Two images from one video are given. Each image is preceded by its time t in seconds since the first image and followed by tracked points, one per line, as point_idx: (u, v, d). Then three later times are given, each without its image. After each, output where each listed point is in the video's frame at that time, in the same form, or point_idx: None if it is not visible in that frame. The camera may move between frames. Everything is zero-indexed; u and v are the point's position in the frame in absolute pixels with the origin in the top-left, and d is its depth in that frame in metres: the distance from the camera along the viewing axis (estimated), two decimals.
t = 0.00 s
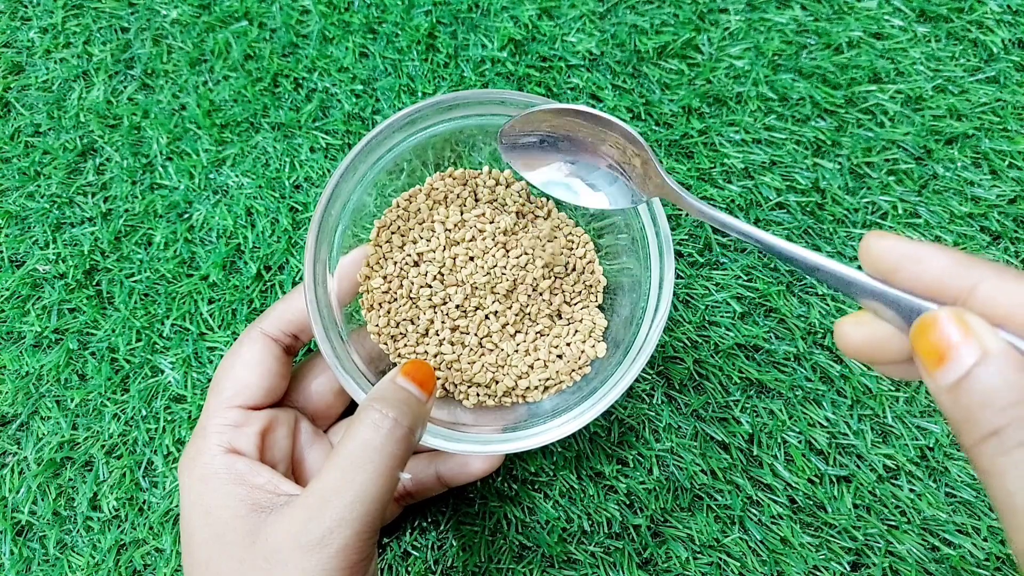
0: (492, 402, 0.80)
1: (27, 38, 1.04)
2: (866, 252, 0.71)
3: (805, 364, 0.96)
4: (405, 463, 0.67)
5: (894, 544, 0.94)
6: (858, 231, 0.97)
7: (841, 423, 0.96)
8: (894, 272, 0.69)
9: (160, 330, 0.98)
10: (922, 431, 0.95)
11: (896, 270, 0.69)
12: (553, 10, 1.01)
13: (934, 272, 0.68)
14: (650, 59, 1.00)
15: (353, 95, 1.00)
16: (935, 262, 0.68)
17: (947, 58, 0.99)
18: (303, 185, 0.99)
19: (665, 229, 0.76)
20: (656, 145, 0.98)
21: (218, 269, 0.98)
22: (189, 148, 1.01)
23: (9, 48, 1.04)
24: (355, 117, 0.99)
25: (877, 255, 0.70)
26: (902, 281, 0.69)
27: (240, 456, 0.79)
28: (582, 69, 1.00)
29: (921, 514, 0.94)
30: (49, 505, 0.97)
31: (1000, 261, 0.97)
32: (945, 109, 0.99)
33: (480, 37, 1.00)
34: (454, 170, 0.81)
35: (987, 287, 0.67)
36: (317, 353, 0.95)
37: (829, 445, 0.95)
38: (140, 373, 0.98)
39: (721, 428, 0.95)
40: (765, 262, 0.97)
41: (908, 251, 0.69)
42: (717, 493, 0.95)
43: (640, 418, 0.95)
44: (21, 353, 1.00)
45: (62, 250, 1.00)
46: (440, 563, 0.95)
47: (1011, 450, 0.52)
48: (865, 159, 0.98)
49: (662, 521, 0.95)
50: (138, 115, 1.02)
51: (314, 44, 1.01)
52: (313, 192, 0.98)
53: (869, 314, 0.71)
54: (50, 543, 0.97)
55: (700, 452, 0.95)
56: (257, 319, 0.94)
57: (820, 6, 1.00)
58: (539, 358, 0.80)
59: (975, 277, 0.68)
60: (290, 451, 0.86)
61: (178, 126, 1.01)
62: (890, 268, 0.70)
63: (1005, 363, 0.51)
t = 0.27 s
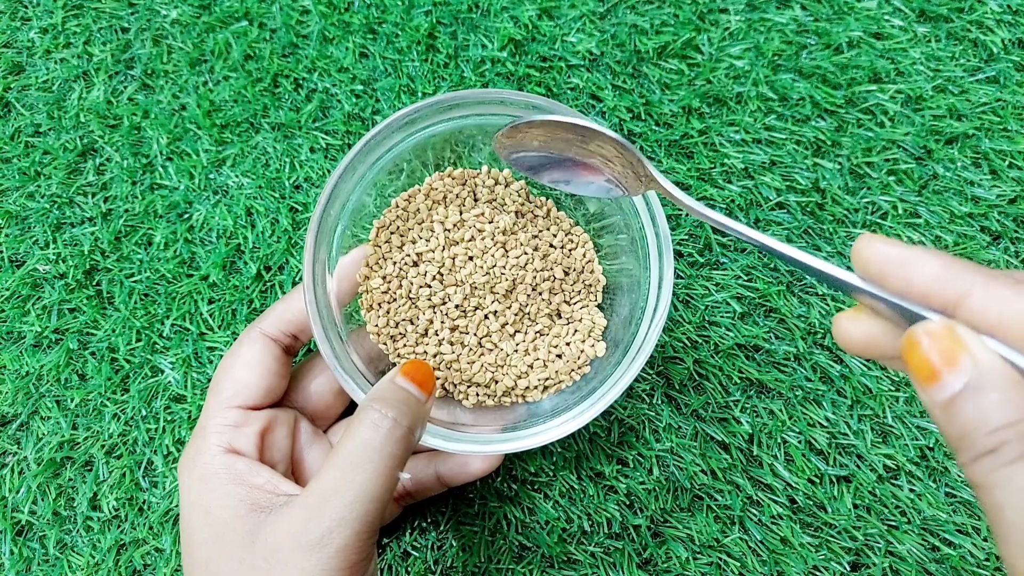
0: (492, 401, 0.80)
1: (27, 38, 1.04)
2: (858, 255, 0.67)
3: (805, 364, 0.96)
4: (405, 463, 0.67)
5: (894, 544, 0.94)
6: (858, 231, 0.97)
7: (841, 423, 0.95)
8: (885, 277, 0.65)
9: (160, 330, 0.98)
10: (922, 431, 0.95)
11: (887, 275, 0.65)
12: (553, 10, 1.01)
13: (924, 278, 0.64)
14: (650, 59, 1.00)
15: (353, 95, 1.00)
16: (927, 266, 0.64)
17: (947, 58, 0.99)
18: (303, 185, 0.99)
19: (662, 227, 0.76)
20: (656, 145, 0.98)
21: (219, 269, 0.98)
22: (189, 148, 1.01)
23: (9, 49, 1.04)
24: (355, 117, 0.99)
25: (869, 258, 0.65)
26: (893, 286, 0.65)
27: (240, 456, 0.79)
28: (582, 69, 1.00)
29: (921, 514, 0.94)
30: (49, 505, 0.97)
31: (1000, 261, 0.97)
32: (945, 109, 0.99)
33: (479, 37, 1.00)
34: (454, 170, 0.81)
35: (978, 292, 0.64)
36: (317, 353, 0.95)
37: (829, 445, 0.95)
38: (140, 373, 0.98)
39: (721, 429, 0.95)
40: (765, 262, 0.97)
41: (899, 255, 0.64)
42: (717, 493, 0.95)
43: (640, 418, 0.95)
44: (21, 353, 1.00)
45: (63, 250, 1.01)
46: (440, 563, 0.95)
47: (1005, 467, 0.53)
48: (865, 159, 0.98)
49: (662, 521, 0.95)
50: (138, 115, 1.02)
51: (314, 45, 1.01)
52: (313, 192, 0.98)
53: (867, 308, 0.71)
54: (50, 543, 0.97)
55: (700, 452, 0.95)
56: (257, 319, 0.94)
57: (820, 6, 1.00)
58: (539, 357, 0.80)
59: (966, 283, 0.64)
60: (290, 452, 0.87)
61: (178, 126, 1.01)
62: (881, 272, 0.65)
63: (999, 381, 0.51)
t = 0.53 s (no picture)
0: (492, 397, 0.80)
1: (26, 38, 1.04)
2: (864, 272, 0.63)
3: (805, 364, 0.96)
4: (406, 463, 0.67)
5: (894, 543, 0.95)
6: (858, 231, 0.97)
7: (841, 423, 0.96)
8: (892, 294, 0.61)
9: (160, 330, 0.98)
10: (922, 431, 0.96)
11: (895, 292, 0.61)
12: (553, 10, 1.01)
13: (932, 295, 0.61)
14: (650, 59, 1.00)
15: (353, 95, 0.99)
16: (935, 282, 0.61)
17: (947, 58, 0.99)
18: (303, 185, 0.99)
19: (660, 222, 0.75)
20: (656, 145, 0.98)
21: (218, 269, 0.98)
22: (189, 148, 1.01)
23: (8, 48, 1.04)
24: (355, 117, 0.99)
25: (876, 276, 0.62)
26: (901, 303, 0.61)
27: (240, 456, 0.79)
28: (582, 69, 1.00)
29: (921, 513, 0.95)
30: (49, 505, 0.97)
31: (1000, 261, 0.97)
32: (945, 109, 0.99)
33: (480, 36, 1.00)
34: (450, 165, 0.81)
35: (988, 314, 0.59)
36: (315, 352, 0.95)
37: (829, 445, 0.96)
38: (140, 373, 0.98)
39: (721, 428, 0.96)
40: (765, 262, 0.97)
41: (906, 272, 0.61)
42: (718, 492, 0.95)
43: (640, 418, 0.95)
44: (21, 353, 1.00)
45: (62, 250, 1.00)
46: (440, 563, 0.95)
47: (1017, 492, 0.55)
48: (865, 159, 0.98)
49: (662, 521, 0.95)
50: (138, 114, 1.02)
51: (314, 44, 1.00)
52: (313, 191, 0.98)
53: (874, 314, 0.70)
54: (50, 543, 0.97)
55: (700, 452, 0.95)
56: (255, 318, 0.94)
57: (820, 6, 1.00)
58: (538, 353, 0.80)
59: (973, 305, 0.60)
60: (290, 451, 0.86)
61: (178, 126, 1.01)
62: (889, 290, 0.61)
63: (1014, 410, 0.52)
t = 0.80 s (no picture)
0: (492, 394, 0.80)
1: (26, 38, 1.04)
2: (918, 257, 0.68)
3: (805, 364, 0.96)
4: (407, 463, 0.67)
5: (894, 543, 0.95)
6: (859, 232, 0.97)
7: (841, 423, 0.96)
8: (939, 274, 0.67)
9: (160, 330, 0.98)
10: (922, 431, 0.96)
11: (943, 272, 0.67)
12: (553, 10, 1.00)
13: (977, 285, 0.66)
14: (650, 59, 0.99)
15: (353, 95, 0.99)
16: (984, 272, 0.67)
17: (947, 58, 0.99)
18: (303, 185, 0.99)
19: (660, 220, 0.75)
20: (656, 145, 0.98)
21: (218, 269, 0.98)
22: (189, 148, 1.01)
23: (9, 48, 1.04)
24: (355, 117, 0.99)
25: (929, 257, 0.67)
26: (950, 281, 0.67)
27: (241, 457, 0.80)
28: (582, 69, 1.00)
29: (921, 513, 0.95)
30: (49, 505, 0.97)
31: (1000, 261, 0.97)
32: (945, 109, 0.99)
33: (479, 36, 1.00)
34: (447, 162, 0.81)
35: None
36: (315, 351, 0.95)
37: (829, 445, 0.96)
38: (140, 373, 0.98)
39: (721, 428, 0.95)
40: (765, 262, 0.97)
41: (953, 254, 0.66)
42: (718, 493, 0.95)
43: (640, 418, 0.95)
44: (21, 353, 1.00)
45: (62, 250, 1.00)
46: (440, 562, 0.95)
47: None
48: (866, 159, 0.98)
49: (662, 521, 0.95)
50: (138, 114, 1.02)
51: (314, 44, 1.00)
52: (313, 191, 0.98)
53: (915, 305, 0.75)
54: (50, 543, 0.97)
55: (701, 452, 0.95)
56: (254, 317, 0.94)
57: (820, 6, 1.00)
58: (537, 349, 0.80)
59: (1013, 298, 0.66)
60: (290, 451, 0.86)
61: (178, 126, 1.01)
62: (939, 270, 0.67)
63: None
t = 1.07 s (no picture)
0: (493, 393, 0.80)
1: (27, 38, 1.04)
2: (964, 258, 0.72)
3: (805, 364, 0.96)
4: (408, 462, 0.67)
5: (894, 543, 0.95)
6: (859, 232, 0.97)
7: (841, 423, 0.96)
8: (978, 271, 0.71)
9: (160, 330, 0.98)
10: (922, 431, 0.96)
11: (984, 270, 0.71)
12: (553, 10, 1.01)
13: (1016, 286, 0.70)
14: (650, 59, 1.00)
15: (353, 95, 1.00)
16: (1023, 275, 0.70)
17: (947, 58, 0.99)
18: (303, 185, 0.99)
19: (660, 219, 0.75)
20: (656, 145, 0.98)
21: (218, 269, 0.98)
22: (189, 148, 1.01)
23: (9, 48, 1.04)
24: (355, 117, 0.99)
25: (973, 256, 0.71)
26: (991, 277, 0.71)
27: (241, 456, 0.80)
28: (582, 69, 1.00)
29: (921, 513, 0.95)
30: (49, 505, 0.97)
31: (1000, 261, 0.97)
32: (945, 109, 0.99)
33: (479, 36, 1.00)
34: (448, 162, 0.81)
35: None
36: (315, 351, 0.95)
37: (829, 445, 0.96)
38: (140, 373, 0.98)
39: (721, 428, 0.96)
40: (765, 262, 0.97)
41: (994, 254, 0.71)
42: (718, 493, 0.95)
43: (640, 418, 0.95)
44: (21, 353, 1.00)
45: (62, 250, 1.00)
46: (440, 563, 0.95)
47: None
48: (866, 159, 0.98)
49: (663, 521, 0.95)
50: (138, 115, 1.02)
51: (314, 44, 1.00)
52: (313, 191, 0.98)
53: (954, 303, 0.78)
54: (50, 543, 0.97)
55: (700, 452, 0.95)
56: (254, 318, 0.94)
57: (820, 6, 1.00)
58: (537, 349, 0.80)
59: None
60: (290, 451, 0.86)
61: (178, 126, 1.01)
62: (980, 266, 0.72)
63: None
